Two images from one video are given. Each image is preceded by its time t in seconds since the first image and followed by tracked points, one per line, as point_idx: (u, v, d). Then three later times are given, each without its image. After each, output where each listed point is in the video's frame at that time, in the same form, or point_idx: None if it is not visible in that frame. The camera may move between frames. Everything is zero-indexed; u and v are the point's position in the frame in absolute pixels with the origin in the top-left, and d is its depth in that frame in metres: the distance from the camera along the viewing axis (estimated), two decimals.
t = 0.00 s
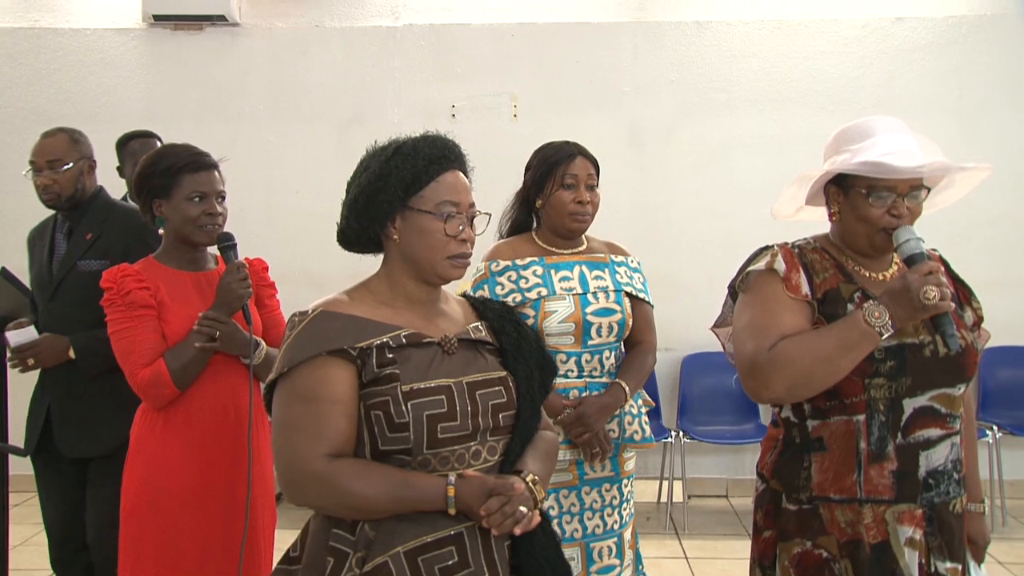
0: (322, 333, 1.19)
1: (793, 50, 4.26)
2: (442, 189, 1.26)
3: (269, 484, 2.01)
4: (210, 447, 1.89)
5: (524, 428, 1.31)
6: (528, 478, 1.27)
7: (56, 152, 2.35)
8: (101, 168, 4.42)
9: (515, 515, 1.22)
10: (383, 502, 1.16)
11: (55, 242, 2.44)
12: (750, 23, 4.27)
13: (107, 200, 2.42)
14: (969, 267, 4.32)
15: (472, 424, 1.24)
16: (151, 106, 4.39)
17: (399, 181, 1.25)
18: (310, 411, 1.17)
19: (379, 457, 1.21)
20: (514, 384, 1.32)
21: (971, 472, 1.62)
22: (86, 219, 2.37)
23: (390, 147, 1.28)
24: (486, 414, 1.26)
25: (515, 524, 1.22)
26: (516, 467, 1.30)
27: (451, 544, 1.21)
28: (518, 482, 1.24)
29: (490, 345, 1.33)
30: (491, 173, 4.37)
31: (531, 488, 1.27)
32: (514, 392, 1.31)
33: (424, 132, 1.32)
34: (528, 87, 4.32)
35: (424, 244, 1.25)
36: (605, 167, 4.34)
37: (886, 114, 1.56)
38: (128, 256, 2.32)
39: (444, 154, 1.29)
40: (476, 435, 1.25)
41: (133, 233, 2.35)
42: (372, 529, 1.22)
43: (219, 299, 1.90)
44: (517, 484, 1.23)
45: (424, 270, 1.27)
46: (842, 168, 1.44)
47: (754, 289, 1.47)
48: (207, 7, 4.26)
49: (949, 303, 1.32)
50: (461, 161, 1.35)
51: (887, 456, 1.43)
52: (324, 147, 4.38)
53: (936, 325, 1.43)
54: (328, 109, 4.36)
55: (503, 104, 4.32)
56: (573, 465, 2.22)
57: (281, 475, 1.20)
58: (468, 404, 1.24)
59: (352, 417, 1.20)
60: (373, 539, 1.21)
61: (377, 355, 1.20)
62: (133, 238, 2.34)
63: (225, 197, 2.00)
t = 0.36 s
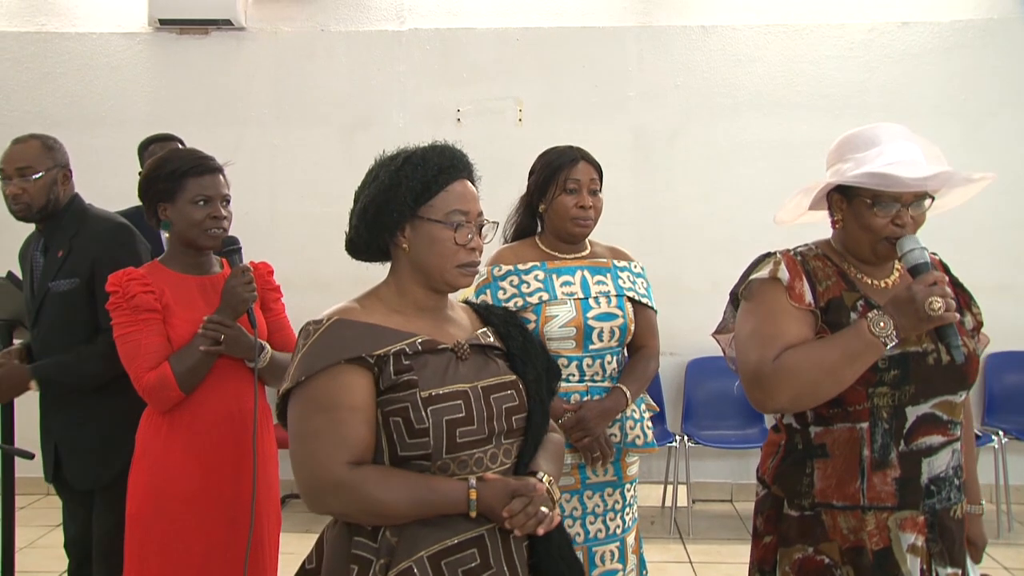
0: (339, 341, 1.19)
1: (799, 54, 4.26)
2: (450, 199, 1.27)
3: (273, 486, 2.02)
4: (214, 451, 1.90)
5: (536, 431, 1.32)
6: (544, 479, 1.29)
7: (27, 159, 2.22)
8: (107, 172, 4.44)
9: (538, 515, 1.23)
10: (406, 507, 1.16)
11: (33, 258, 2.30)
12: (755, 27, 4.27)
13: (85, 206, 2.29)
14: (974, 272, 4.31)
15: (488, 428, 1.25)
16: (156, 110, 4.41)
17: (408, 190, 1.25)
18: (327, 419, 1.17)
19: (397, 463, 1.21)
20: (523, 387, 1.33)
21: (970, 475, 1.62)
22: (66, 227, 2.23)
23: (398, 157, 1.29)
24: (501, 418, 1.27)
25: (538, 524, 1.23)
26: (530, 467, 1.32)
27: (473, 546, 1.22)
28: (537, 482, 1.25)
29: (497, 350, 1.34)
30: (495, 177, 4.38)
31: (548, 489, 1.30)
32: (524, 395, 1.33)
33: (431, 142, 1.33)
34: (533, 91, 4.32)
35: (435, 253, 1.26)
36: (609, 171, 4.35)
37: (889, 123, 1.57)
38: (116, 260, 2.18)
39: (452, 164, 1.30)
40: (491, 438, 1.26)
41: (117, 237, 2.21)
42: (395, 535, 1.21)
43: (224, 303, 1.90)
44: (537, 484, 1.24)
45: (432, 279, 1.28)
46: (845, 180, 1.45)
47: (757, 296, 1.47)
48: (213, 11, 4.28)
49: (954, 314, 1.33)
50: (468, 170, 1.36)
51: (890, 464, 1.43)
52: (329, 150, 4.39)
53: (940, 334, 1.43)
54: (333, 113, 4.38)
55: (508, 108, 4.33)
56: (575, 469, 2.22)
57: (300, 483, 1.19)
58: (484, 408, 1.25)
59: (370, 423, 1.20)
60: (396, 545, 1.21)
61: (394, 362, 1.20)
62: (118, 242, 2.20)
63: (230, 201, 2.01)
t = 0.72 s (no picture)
0: (344, 343, 1.18)
1: (805, 58, 4.26)
2: (446, 202, 1.27)
3: (277, 485, 2.03)
4: (218, 448, 1.90)
5: (535, 431, 1.33)
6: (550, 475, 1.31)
7: (27, 141, 2.07)
8: (112, 172, 4.45)
9: (547, 510, 1.25)
10: (415, 505, 1.16)
11: (27, 246, 2.17)
12: (761, 31, 4.27)
13: (82, 199, 2.13)
14: (979, 278, 4.31)
15: (492, 425, 1.25)
16: (162, 111, 4.42)
17: (404, 194, 1.25)
18: (332, 421, 1.15)
19: (403, 463, 1.21)
20: (522, 386, 1.33)
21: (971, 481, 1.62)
22: (57, 218, 2.09)
23: (391, 162, 1.29)
24: (504, 416, 1.27)
25: (547, 517, 1.25)
26: (533, 465, 1.33)
27: (483, 544, 1.23)
28: (545, 477, 1.27)
29: (494, 349, 1.34)
30: (501, 179, 4.38)
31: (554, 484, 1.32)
32: (525, 393, 1.33)
33: (426, 147, 1.34)
34: (539, 94, 4.33)
35: (432, 257, 1.25)
36: (614, 174, 4.35)
37: (889, 128, 1.57)
38: (84, 263, 1.98)
39: (448, 168, 1.30)
40: (495, 436, 1.27)
41: (93, 236, 2.01)
42: (403, 537, 1.21)
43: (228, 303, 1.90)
44: (545, 479, 1.26)
45: (428, 282, 1.27)
46: (847, 183, 1.45)
47: (761, 300, 1.47)
48: (219, 13, 4.29)
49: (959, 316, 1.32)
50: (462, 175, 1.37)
51: (896, 468, 1.43)
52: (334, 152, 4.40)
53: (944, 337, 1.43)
54: (338, 115, 4.38)
55: (514, 111, 4.34)
56: (579, 472, 2.22)
57: (306, 485, 1.18)
58: (488, 406, 1.25)
59: (376, 424, 1.19)
60: (406, 547, 1.21)
61: (398, 362, 1.20)
62: (93, 243, 2.00)
63: (234, 202, 2.02)
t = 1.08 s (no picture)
0: (325, 343, 1.18)
1: (805, 60, 4.27)
2: (427, 196, 1.26)
3: (277, 488, 2.02)
4: (218, 448, 1.90)
5: (525, 430, 1.33)
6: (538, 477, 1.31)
7: None
8: (113, 174, 4.46)
9: (532, 511, 1.22)
10: (398, 506, 1.15)
11: None
12: (762, 34, 4.28)
13: (22, 209, 1.79)
14: (980, 280, 4.31)
15: (478, 425, 1.25)
16: (164, 112, 4.42)
17: (381, 192, 1.25)
18: (314, 423, 1.15)
19: (388, 464, 1.20)
20: (511, 385, 1.32)
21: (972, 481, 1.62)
22: None
23: (369, 159, 1.29)
24: (490, 416, 1.27)
25: (533, 519, 1.23)
26: (520, 465, 1.33)
27: (467, 546, 1.22)
28: (531, 478, 1.25)
29: (483, 348, 1.34)
30: (502, 181, 4.38)
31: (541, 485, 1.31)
32: (513, 393, 1.32)
33: (403, 142, 1.33)
34: (540, 96, 4.33)
35: (413, 251, 1.25)
36: (615, 176, 4.35)
37: (888, 128, 1.57)
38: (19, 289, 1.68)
39: (427, 162, 1.30)
40: (482, 436, 1.26)
41: (35, 252, 1.70)
42: (387, 537, 1.21)
43: (229, 304, 1.90)
44: (530, 480, 1.24)
45: (414, 277, 1.27)
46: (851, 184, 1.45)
47: (761, 300, 1.48)
48: (221, 15, 4.30)
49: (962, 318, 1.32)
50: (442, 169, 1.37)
51: (898, 469, 1.43)
52: (336, 154, 4.41)
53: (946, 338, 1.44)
54: (340, 117, 4.39)
55: (515, 113, 4.34)
56: (581, 473, 2.22)
57: (288, 488, 1.18)
58: (474, 405, 1.24)
59: (358, 424, 1.18)
60: (389, 548, 1.20)
61: (380, 361, 1.20)
62: (38, 259, 1.70)
63: (236, 203, 2.02)
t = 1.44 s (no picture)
0: (313, 338, 1.19)
1: (804, 59, 4.27)
2: (397, 197, 1.25)
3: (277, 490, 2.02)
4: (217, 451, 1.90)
5: (515, 435, 1.31)
6: (523, 479, 1.30)
7: None
8: (113, 173, 4.46)
9: (514, 515, 1.22)
10: (381, 503, 1.15)
11: None
12: (762, 32, 4.28)
13: None
14: (979, 278, 4.31)
15: (466, 425, 1.24)
16: (164, 111, 4.43)
17: (355, 192, 1.26)
18: (301, 416, 1.16)
19: (373, 461, 1.20)
20: (505, 385, 1.32)
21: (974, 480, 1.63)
22: None
23: (356, 156, 1.30)
24: (480, 416, 1.26)
25: (514, 523, 1.22)
26: (508, 468, 1.31)
27: (447, 548, 1.21)
28: (515, 481, 1.24)
29: (479, 348, 1.34)
30: (502, 180, 4.38)
31: (525, 489, 1.29)
32: (505, 394, 1.32)
33: (393, 137, 1.32)
34: (540, 95, 4.33)
35: (385, 253, 1.25)
36: (615, 175, 4.35)
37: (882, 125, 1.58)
38: None
39: (404, 159, 1.27)
40: (470, 437, 1.25)
41: None
42: (367, 534, 1.20)
43: (230, 303, 1.91)
44: (513, 483, 1.23)
45: (390, 278, 1.27)
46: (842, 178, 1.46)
47: (759, 298, 1.48)
48: (220, 14, 4.30)
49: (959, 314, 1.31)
50: (437, 161, 1.32)
51: (896, 466, 1.44)
52: (335, 153, 4.41)
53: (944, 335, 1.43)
54: (339, 116, 4.39)
55: (514, 112, 4.34)
56: (581, 471, 2.23)
57: (273, 480, 1.18)
58: (462, 405, 1.24)
59: (344, 420, 1.18)
60: (368, 544, 1.20)
61: (369, 357, 1.20)
62: None
63: (236, 203, 2.03)
